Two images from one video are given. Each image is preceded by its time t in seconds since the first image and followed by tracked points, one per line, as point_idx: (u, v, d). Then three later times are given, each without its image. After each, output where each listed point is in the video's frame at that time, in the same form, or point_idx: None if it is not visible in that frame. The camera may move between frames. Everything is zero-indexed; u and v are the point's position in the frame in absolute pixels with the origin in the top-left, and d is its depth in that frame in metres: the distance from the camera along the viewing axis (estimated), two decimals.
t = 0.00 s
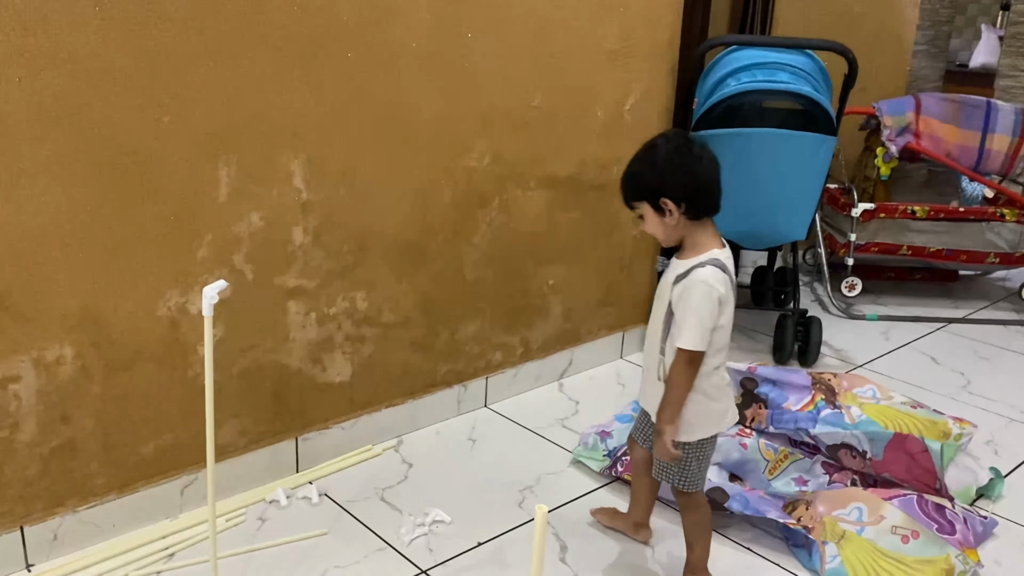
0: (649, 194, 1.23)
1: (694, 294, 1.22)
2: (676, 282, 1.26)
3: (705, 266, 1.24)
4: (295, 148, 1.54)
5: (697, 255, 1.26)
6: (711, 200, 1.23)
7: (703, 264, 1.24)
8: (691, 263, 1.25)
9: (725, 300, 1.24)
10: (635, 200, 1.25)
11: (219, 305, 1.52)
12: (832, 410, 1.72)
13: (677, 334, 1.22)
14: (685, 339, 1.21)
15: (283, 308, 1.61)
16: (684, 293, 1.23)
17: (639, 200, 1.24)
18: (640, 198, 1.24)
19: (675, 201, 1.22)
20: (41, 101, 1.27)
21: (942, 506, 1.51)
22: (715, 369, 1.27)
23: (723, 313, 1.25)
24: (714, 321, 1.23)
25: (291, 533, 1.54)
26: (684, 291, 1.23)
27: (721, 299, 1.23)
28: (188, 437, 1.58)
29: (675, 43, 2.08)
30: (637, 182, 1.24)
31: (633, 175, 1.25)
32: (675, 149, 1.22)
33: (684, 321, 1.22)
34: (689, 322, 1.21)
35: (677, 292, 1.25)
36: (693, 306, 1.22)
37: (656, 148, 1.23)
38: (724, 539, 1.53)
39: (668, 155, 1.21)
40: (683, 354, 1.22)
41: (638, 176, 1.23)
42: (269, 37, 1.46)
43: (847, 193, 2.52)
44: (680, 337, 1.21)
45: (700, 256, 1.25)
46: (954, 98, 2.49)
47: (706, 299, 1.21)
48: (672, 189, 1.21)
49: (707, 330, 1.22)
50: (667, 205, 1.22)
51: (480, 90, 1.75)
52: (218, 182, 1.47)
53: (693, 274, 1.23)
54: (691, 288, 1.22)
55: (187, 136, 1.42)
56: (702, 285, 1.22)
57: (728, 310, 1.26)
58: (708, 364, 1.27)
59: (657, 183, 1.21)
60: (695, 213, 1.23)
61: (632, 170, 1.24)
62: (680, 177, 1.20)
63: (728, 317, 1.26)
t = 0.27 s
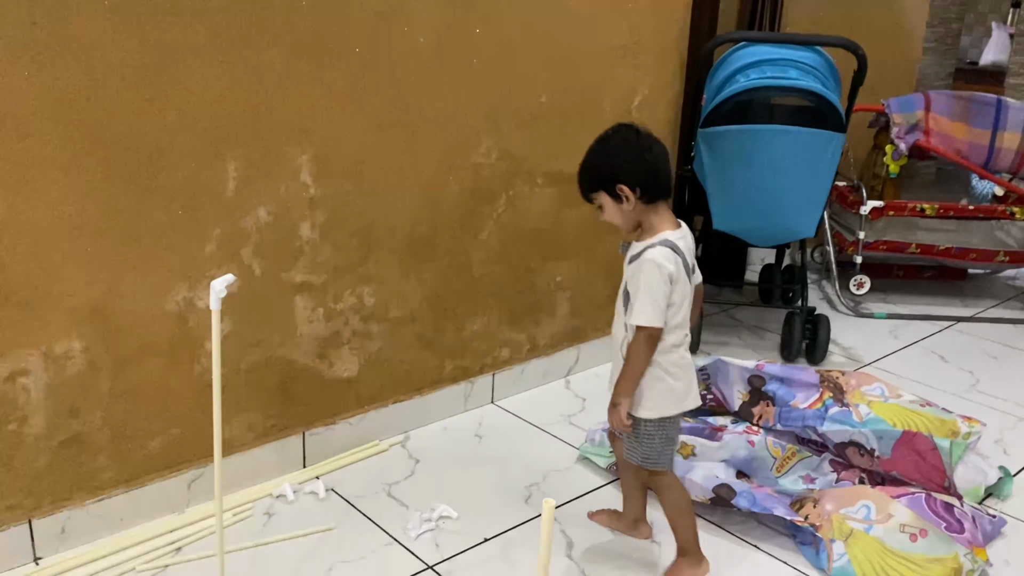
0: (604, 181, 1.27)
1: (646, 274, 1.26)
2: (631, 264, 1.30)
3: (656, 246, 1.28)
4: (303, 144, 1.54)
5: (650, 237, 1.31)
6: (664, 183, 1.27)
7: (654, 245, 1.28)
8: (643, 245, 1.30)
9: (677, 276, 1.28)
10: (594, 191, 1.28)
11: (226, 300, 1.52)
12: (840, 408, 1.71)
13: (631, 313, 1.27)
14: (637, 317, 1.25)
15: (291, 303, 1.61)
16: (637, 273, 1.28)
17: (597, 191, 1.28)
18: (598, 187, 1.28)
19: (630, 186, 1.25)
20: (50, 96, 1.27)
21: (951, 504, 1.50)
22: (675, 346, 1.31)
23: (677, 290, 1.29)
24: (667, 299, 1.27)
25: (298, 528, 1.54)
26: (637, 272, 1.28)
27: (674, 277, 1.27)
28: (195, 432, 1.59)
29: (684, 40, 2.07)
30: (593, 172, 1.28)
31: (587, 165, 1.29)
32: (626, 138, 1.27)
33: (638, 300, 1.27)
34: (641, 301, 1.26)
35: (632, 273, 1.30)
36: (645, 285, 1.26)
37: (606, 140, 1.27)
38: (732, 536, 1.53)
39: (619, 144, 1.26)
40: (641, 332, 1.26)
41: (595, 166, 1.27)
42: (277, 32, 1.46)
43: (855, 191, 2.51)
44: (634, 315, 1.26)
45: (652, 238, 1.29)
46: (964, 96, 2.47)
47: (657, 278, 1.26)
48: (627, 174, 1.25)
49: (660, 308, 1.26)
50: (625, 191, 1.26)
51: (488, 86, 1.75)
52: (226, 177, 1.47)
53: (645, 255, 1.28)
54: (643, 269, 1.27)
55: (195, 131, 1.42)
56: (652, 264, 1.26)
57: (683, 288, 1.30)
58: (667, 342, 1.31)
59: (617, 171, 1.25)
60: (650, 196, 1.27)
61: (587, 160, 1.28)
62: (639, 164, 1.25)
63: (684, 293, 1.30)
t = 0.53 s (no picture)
0: (581, 169, 1.28)
1: (628, 261, 1.29)
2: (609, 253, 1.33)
3: (633, 231, 1.32)
4: (314, 134, 1.54)
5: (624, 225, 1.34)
6: (637, 170, 1.30)
7: (631, 231, 1.31)
8: (621, 232, 1.33)
9: (655, 258, 1.32)
10: (569, 179, 1.30)
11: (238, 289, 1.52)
12: (852, 403, 1.69)
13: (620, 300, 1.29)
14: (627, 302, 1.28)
15: (302, 293, 1.61)
16: (620, 262, 1.31)
17: (573, 179, 1.29)
18: (574, 175, 1.29)
19: (607, 173, 1.28)
20: (64, 83, 1.27)
21: (964, 501, 1.49)
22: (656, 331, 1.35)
23: (657, 271, 1.33)
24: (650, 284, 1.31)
25: (307, 519, 1.54)
26: (619, 258, 1.31)
27: (653, 260, 1.31)
28: (206, 422, 1.59)
29: (697, 33, 2.06)
30: (569, 162, 1.29)
31: (561, 155, 1.30)
32: (599, 126, 1.29)
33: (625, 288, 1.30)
34: (629, 288, 1.29)
35: (612, 261, 1.32)
36: (630, 270, 1.29)
37: (579, 130, 1.29)
38: (744, 531, 1.52)
39: (592, 133, 1.28)
40: (632, 317, 1.29)
41: (570, 155, 1.28)
42: (290, 20, 1.45)
43: (868, 187, 2.51)
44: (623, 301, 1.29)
45: (626, 225, 1.33)
46: (978, 91, 2.46)
47: (639, 263, 1.29)
48: (603, 161, 1.27)
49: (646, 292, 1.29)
50: (601, 179, 1.28)
51: (500, 78, 1.74)
52: (238, 166, 1.47)
53: (626, 242, 1.31)
54: (625, 256, 1.30)
55: (207, 119, 1.42)
56: (633, 250, 1.29)
57: (662, 273, 1.34)
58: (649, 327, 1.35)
59: (596, 158, 1.27)
60: (626, 183, 1.30)
61: (561, 149, 1.30)
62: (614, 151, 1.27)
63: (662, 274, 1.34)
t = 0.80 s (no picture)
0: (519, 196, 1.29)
1: (582, 273, 1.30)
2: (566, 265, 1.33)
3: (586, 241, 1.32)
4: (331, 122, 1.54)
5: (575, 238, 1.34)
6: (573, 194, 1.30)
7: (581, 245, 1.32)
8: (575, 245, 1.33)
9: (611, 264, 1.32)
10: (506, 204, 1.31)
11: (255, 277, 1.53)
12: (868, 397, 1.69)
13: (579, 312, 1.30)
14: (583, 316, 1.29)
15: (317, 282, 1.61)
16: (575, 275, 1.31)
17: (510, 203, 1.30)
18: (512, 200, 1.29)
19: (541, 199, 1.28)
20: (85, 68, 1.27)
21: (979, 496, 1.47)
22: (625, 335, 1.36)
23: (615, 277, 1.33)
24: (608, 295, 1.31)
25: (322, 507, 1.54)
26: (573, 272, 1.31)
27: (608, 267, 1.31)
28: (220, 409, 1.59)
29: (712, 27, 2.05)
30: (505, 188, 1.29)
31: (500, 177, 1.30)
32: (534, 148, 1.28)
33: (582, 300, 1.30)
34: (585, 301, 1.29)
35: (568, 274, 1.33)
36: (584, 283, 1.30)
37: (513, 153, 1.29)
38: (757, 524, 1.52)
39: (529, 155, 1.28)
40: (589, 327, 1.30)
41: (506, 178, 1.29)
42: (309, 8, 1.45)
43: (883, 182, 2.50)
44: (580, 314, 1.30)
45: (580, 236, 1.33)
46: (997, 88, 2.42)
47: (593, 273, 1.29)
48: (536, 190, 1.27)
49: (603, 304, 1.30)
50: (534, 206, 1.29)
51: (516, 69, 1.74)
52: (255, 154, 1.47)
53: (579, 255, 1.31)
54: (578, 268, 1.30)
55: (225, 107, 1.42)
56: (585, 261, 1.30)
57: (621, 280, 1.34)
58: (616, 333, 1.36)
59: (532, 182, 1.27)
60: (559, 207, 1.30)
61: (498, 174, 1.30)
62: (551, 176, 1.27)
63: (623, 277, 1.34)
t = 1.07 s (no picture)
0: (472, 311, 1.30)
1: (569, 337, 1.32)
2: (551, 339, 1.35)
3: (553, 309, 1.35)
4: (343, 114, 1.53)
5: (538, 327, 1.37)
6: (514, 294, 1.34)
7: (547, 321, 1.35)
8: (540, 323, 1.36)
9: (583, 314, 1.35)
10: (456, 326, 1.31)
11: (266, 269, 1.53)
12: (880, 396, 1.67)
13: (591, 363, 1.32)
14: (596, 364, 1.31)
15: (328, 275, 1.61)
16: (564, 340, 1.33)
17: (462, 326, 1.31)
18: (464, 318, 1.30)
19: (490, 310, 1.30)
20: (98, 57, 1.27)
21: (993, 496, 1.45)
22: (638, 340, 1.37)
23: (594, 323, 1.37)
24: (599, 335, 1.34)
25: (331, 500, 1.54)
26: (559, 341, 1.34)
27: (580, 318, 1.35)
28: (231, 401, 1.59)
29: (727, 21, 2.04)
30: (457, 310, 1.30)
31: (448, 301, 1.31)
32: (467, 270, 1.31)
33: (586, 357, 1.33)
34: (591, 355, 1.31)
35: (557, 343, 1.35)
36: (574, 343, 1.32)
37: (448, 277, 1.32)
38: (768, 522, 1.51)
39: (462, 279, 1.30)
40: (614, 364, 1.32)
41: (456, 297, 1.30)
42: None
43: (897, 181, 2.48)
44: (594, 364, 1.32)
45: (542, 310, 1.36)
46: (1012, 85, 2.40)
47: (576, 328, 1.33)
48: (483, 302, 1.30)
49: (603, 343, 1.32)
50: (484, 318, 1.30)
51: (529, 62, 1.73)
52: (267, 146, 1.47)
53: (552, 324, 1.34)
54: (563, 336, 1.33)
55: (238, 98, 1.41)
56: (565, 325, 1.33)
57: (596, 316, 1.37)
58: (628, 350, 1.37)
59: (477, 294, 1.30)
60: (506, 312, 1.32)
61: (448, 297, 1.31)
62: (491, 286, 1.30)
63: (599, 315, 1.37)
